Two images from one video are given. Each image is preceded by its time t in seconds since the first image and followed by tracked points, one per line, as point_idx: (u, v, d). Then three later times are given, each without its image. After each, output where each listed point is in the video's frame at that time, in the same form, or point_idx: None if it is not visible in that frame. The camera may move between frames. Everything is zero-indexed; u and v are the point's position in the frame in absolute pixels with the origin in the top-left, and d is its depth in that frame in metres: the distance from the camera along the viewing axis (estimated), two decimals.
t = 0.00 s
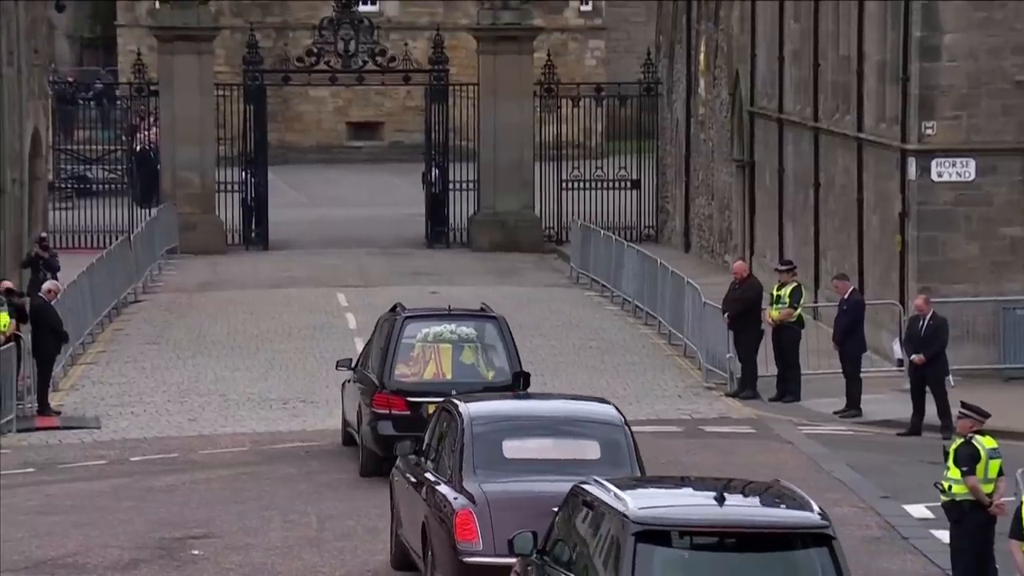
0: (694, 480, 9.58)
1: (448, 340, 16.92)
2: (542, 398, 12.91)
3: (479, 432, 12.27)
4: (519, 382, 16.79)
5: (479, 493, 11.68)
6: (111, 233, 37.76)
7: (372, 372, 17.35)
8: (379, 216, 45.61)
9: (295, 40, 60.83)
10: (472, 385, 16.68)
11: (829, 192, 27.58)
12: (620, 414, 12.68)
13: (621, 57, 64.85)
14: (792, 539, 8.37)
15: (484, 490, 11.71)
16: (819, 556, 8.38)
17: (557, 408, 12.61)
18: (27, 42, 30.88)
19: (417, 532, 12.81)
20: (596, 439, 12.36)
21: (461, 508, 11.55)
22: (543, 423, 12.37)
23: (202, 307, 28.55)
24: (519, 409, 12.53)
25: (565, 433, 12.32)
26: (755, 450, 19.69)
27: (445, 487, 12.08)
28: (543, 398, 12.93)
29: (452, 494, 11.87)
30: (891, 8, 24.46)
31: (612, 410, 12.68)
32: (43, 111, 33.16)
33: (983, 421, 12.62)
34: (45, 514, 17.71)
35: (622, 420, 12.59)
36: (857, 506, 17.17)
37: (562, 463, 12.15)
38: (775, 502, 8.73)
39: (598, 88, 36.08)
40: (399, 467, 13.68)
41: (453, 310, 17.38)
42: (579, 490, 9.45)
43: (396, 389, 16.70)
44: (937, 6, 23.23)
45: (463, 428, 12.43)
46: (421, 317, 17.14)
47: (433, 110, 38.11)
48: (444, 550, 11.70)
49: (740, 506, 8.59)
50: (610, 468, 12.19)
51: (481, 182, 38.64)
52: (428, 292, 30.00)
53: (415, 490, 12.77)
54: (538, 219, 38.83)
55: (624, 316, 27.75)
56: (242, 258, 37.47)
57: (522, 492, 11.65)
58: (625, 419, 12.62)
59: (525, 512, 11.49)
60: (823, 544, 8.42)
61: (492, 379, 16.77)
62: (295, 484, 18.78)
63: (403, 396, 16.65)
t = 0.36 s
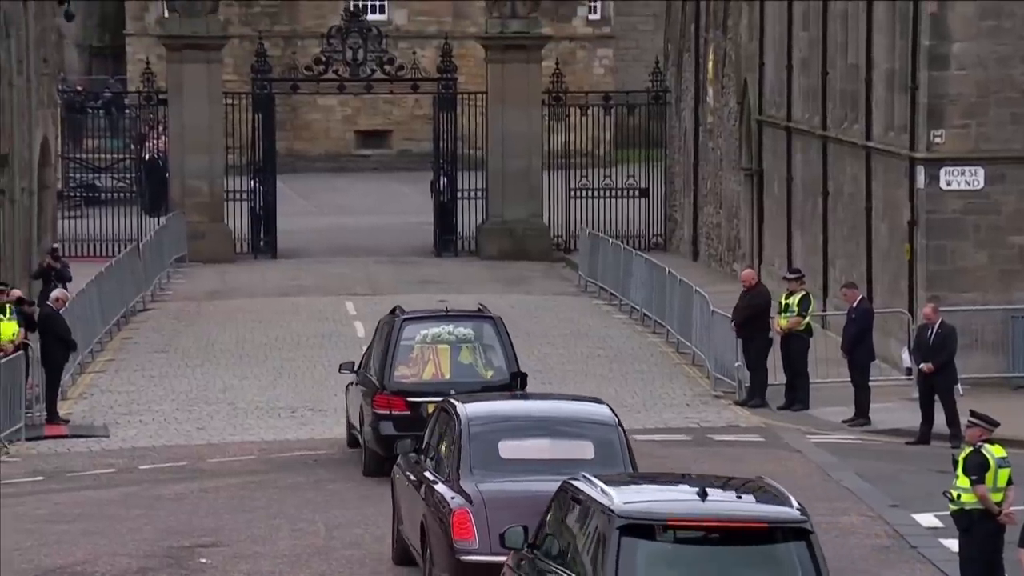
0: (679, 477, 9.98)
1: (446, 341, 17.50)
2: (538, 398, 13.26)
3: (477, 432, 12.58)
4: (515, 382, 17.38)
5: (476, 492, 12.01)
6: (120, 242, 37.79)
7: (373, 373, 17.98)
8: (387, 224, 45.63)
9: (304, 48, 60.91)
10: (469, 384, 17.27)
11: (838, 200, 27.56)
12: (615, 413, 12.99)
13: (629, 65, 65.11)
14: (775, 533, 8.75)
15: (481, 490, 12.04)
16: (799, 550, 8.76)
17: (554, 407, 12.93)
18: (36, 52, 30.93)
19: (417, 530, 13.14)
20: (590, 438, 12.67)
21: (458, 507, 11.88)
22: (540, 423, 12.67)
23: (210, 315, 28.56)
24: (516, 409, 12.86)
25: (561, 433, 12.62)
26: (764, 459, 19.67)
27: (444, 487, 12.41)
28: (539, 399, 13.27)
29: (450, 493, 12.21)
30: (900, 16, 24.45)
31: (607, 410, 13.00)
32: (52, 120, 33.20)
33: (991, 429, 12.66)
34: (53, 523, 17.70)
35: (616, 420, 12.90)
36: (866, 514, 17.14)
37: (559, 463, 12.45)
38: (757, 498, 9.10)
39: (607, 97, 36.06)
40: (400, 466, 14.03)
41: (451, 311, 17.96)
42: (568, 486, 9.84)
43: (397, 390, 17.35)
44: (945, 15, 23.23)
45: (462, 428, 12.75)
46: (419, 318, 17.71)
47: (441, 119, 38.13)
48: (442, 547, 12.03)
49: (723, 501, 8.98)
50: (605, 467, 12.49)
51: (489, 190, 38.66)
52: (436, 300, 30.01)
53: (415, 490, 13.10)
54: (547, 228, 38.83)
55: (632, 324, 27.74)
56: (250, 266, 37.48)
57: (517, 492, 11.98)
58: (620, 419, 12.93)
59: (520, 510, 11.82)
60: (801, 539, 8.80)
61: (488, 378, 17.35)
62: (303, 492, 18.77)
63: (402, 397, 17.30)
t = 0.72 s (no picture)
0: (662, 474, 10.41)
1: (446, 345, 17.94)
2: (533, 399, 13.86)
3: (473, 430, 13.18)
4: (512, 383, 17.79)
5: (472, 489, 12.56)
6: (126, 251, 37.81)
7: (376, 376, 18.42)
8: (392, 234, 45.63)
9: (310, 58, 61.03)
10: (468, 387, 17.72)
11: (843, 210, 27.56)
12: (606, 412, 13.62)
13: (635, 75, 64.50)
14: (752, 526, 9.26)
15: (478, 486, 12.60)
16: (774, 543, 9.27)
17: (547, 407, 13.56)
18: (43, 62, 30.98)
19: (416, 524, 13.68)
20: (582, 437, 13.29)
21: (455, 502, 12.43)
22: (534, 423, 13.28)
23: (216, 325, 28.58)
24: (511, 408, 13.47)
25: (553, 432, 13.24)
26: (769, 468, 19.66)
27: (441, 483, 12.97)
28: (534, 399, 13.88)
29: (448, 489, 12.76)
30: (905, 26, 24.47)
31: (599, 409, 13.62)
32: (59, 131, 33.27)
33: (998, 439, 12.61)
34: (58, 532, 17.70)
35: (608, 419, 13.51)
36: (872, 524, 17.13)
37: (551, 460, 13.04)
38: (737, 494, 9.60)
39: (612, 106, 36.09)
40: (400, 464, 14.57)
41: (451, 315, 18.38)
42: (555, 483, 10.34)
43: (398, 393, 17.80)
44: (950, 24, 23.24)
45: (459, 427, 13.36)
46: (420, 323, 18.14)
47: (447, 129, 38.19)
48: (439, 541, 12.57)
49: (703, 496, 9.49)
50: (597, 464, 13.11)
51: (495, 200, 38.68)
52: (442, 310, 30.01)
53: (415, 486, 13.65)
54: (552, 237, 38.85)
55: (637, 334, 27.75)
56: (256, 276, 37.49)
57: (512, 488, 12.53)
58: (611, 418, 13.55)
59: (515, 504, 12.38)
60: (777, 532, 9.31)
61: (487, 381, 17.80)
62: (309, 502, 18.78)
63: (403, 400, 17.77)
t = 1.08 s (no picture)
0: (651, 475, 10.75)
1: (447, 348, 18.43)
2: (529, 398, 14.40)
3: (471, 428, 13.71)
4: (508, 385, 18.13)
5: (469, 487, 13.07)
6: (132, 261, 37.82)
7: (377, 381, 18.83)
8: (398, 244, 45.63)
9: (316, 68, 61.00)
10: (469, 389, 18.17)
11: (849, 220, 27.55)
12: (600, 411, 14.12)
13: (641, 85, 64.94)
14: (734, 522, 9.63)
15: (474, 484, 13.11)
16: (754, 539, 9.64)
17: (543, 405, 14.08)
18: (50, 72, 31.00)
19: (415, 521, 14.20)
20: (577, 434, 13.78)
21: (453, 499, 12.92)
22: (531, 421, 13.80)
23: (222, 335, 28.58)
24: (508, 407, 14.00)
25: (549, 430, 13.75)
26: (776, 478, 19.64)
27: (439, 480, 13.49)
28: (530, 398, 14.41)
29: (445, 486, 13.27)
30: (912, 36, 24.47)
31: (593, 407, 14.13)
32: (65, 141, 33.29)
33: (1005, 449, 12.64)
34: (65, 542, 17.68)
35: (602, 417, 14.01)
36: (879, 534, 17.10)
37: (547, 458, 13.56)
38: (718, 491, 9.99)
39: (618, 116, 36.06)
40: (401, 464, 15.08)
41: (451, 321, 18.91)
42: (542, 482, 10.69)
43: (399, 396, 18.17)
44: (957, 35, 23.24)
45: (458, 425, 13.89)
46: (421, 328, 18.63)
47: (453, 139, 38.19)
48: (436, 536, 13.06)
49: (685, 494, 9.86)
50: (591, 460, 13.60)
51: (501, 210, 38.67)
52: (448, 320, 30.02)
53: (414, 484, 14.16)
54: (558, 247, 38.82)
55: (644, 343, 27.75)
56: (262, 285, 37.46)
57: (508, 486, 13.04)
58: (605, 416, 14.05)
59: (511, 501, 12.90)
60: (758, 528, 9.67)
61: (487, 383, 18.28)
62: (315, 512, 18.77)
63: (405, 402, 18.13)
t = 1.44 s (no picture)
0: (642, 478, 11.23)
1: (446, 353, 18.94)
2: (523, 398, 14.92)
3: (466, 428, 14.21)
4: (503, 386, 18.67)
5: (463, 484, 13.60)
6: (135, 271, 37.84)
7: (376, 384, 19.28)
8: (401, 254, 45.64)
9: (320, 78, 60.99)
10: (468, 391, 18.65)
11: (853, 230, 27.55)
12: (593, 411, 14.64)
13: (644, 95, 64.28)
14: (717, 521, 10.05)
15: (468, 482, 13.64)
16: (737, 538, 10.05)
17: (536, 406, 14.59)
18: (53, 82, 31.04)
19: (410, 519, 14.74)
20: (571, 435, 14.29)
21: (447, 497, 13.46)
22: (526, 422, 14.31)
23: (225, 345, 28.59)
24: (503, 408, 14.50)
25: (543, 431, 14.26)
26: (780, 488, 19.62)
27: (434, 478, 14.03)
28: (525, 399, 14.93)
29: (439, 484, 13.80)
30: (916, 45, 24.48)
31: (586, 409, 14.64)
32: (69, 150, 33.30)
33: (1008, 459, 12.73)
34: (68, 552, 17.65)
35: (594, 418, 14.52)
36: (883, 544, 17.08)
37: (541, 458, 14.09)
38: (704, 492, 10.41)
39: (622, 125, 36.06)
40: (397, 464, 15.61)
41: (449, 325, 19.42)
42: (536, 483, 11.16)
43: (398, 399, 18.58)
44: (960, 45, 23.27)
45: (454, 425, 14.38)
46: (420, 332, 19.12)
47: (457, 149, 38.23)
48: (431, 533, 13.60)
49: (672, 494, 10.30)
50: (583, 462, 14.11)
51: (504, 220, 38.68)
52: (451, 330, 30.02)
53: (409, 483, 14.70)
54: (562, 257, 38.82)
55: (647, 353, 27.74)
56: (265, 296, 37.47)
57: (500, 485, 13.57)
58: (597, 417, 14.57)
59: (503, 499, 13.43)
60: (741, 527, 10.08)
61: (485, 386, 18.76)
62: (318, 521, 18.75)
63: (404, 404, 18.53)
